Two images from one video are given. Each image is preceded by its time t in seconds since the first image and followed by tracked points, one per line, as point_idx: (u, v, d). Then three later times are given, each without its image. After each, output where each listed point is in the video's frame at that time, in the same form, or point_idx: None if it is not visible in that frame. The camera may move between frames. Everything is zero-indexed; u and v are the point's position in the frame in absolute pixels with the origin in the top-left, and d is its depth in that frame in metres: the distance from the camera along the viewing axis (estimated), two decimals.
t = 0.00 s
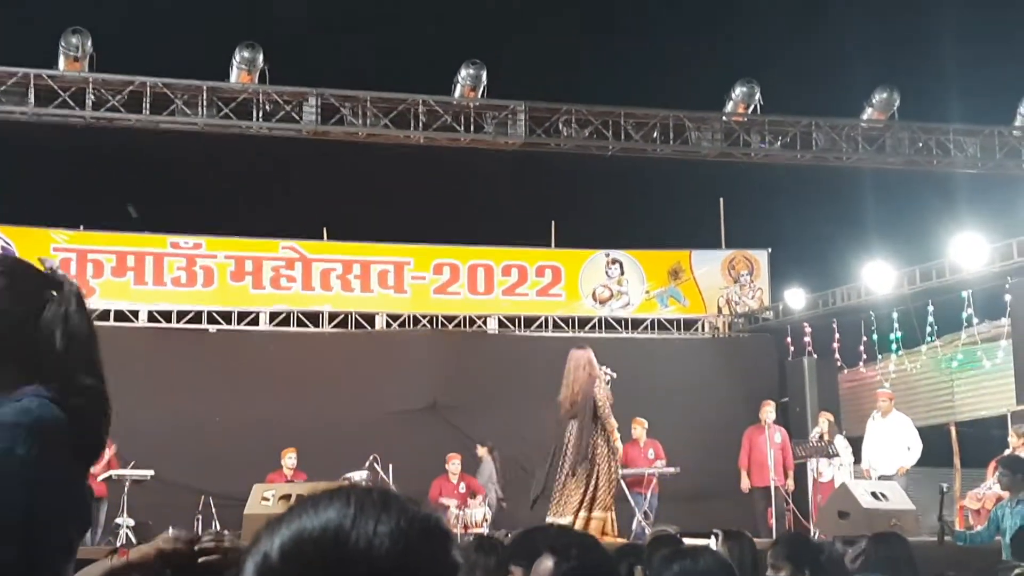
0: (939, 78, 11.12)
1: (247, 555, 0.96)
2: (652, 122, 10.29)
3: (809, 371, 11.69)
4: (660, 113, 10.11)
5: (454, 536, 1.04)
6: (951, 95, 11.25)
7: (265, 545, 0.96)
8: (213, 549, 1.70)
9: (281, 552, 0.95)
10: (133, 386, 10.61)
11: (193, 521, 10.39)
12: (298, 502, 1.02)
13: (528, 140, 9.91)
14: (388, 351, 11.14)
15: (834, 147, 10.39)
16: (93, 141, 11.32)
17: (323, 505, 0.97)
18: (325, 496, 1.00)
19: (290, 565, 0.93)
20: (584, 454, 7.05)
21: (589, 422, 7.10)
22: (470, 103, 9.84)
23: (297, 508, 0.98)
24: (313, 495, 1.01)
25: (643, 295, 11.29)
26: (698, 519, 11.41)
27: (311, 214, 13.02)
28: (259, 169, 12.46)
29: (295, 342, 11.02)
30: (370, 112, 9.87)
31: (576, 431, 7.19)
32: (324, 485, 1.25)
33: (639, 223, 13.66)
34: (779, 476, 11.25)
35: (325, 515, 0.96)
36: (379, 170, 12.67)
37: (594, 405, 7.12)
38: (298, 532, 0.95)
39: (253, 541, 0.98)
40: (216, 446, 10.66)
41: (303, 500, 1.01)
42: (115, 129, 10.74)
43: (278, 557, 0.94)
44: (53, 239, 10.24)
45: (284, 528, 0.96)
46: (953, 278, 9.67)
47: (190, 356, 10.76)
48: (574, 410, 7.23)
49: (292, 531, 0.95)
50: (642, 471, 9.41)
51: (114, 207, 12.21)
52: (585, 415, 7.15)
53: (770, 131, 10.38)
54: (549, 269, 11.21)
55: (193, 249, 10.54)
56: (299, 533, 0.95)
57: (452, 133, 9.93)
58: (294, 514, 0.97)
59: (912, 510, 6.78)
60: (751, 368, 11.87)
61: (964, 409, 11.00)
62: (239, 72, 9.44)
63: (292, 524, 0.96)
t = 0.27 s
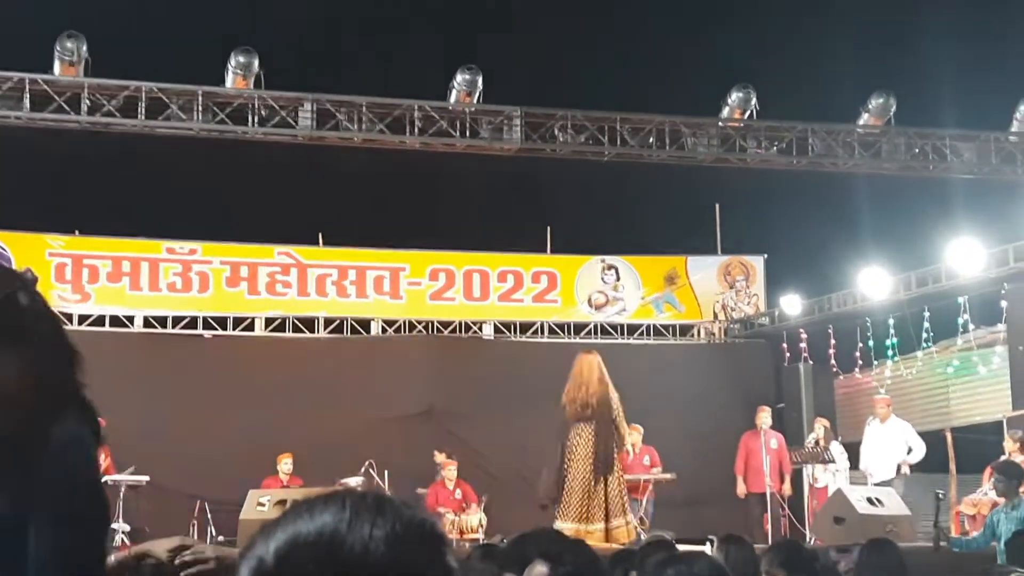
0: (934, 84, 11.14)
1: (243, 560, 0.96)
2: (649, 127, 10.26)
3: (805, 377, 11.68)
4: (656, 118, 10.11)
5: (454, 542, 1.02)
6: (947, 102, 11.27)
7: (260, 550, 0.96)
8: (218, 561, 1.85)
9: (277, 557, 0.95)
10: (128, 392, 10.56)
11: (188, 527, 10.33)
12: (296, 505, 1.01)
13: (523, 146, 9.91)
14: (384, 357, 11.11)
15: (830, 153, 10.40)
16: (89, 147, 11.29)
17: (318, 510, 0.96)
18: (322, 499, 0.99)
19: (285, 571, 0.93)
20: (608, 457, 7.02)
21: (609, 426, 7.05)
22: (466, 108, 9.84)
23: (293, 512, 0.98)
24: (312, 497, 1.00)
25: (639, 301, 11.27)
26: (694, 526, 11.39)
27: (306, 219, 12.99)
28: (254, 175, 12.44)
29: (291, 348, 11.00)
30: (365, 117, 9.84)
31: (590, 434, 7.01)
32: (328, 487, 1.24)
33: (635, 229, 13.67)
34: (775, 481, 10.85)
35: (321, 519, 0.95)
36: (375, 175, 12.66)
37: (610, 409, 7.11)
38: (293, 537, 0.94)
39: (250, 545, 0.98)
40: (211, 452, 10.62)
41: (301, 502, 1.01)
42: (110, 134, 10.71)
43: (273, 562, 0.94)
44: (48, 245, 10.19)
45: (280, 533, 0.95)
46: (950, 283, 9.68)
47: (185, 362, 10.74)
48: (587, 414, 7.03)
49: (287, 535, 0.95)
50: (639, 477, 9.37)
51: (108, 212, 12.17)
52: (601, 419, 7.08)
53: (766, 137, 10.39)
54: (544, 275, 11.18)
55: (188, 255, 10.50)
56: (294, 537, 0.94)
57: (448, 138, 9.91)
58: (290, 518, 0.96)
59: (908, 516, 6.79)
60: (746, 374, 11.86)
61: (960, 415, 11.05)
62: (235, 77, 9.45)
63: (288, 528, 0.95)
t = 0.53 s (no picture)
0: (933, 85, 11.13)
1: (241, 559, 0.96)
2: (647, 128, 10.26)
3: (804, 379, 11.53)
4: (654, 118, 10.11)
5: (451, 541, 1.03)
6: (945, 104, 11.27)
7: (258, 551, 0.96)
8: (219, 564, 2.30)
9: (275, 557, 0.95)
10: (126, 392, 10.55)
11: (187, 527, 10.32)
12: (294, 503, 1.01)
13: (522, 146, 9.90)
14: (382, 357, 11.10)
15: (828, 154, 10.38)
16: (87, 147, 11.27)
17: (316, 510, 0.96)
18: (319, 499, 0.99)
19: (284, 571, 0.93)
20: (621, 466, 6.26)
21: (621, 431, 6.30)
22: (465, 109, 9.84)
23: (290, 512, 0.98)
24: (309, 497, 1.00)
25: (638, 301, 11.27)
26: (692, 526, 11.39)
27: (305, 219, 12.99)
28: (253, 175, 12.44)
29: (290, 348, 10.99)
30: (364, 117, 9.82)
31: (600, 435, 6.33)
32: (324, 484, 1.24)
33: (633, 229, 13.67)
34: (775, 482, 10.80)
35: (318, 520, 0.95)
36: (374, 175, 12.65)
37: (623, 412, 6.35)
38: (291, 538, 0.94)
39: (247, 544, 0.98)
40: (210, 452, 10.61)
41: (299, 501, 1.00)
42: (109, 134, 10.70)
43: (271, 563, 0.94)
44: (47, 244, 10.18)
45: (278, 534, 0.95)
46: (948, 284, 9.69)
47: (183, 362, 10.72)
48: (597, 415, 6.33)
49: (285, 537, 0.95)
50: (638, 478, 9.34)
51: (107, 212, 12.15)
52: (614, 424, 6.33)
53: (765, 138, 10.37)
54: (543, 275, 11.17)
55: (187, 254, 10.47)
56: (293, 538, 0.94)
57: (447, 138, 9.90)
58: (288, 519, 0.96)
59: (905, 516, 6.80)
60: (745, 375, 11.86)
61: (958, 415, 11.06)
62: (234, 77, 9.46)
63: (286, 529, 0.95)
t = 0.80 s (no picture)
0: (933, 85, 11.14)
1: (242, 561, 0.97)
2: (648, 128, 10.26)
3: (804, 377, 11.61)
4: (655, 119, 10.11)
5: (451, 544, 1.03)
6: (946, 104, 11.28)
7: (258, 552, 0.97)
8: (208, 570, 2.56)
9: (275, 560, 0.96)
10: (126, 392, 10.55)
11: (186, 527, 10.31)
12: (295, 505, 1.02)
13: (522, 146, 9.92)
14: (383, 357, 11.11)
15: (829, 154, 10.38)
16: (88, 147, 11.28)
17: (316, 512, 0.97)
18: (320, 502, 1.00)
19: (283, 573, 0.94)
20: (632, 462, 6.91)
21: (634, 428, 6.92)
22: (465, 109, 9.84)
23: (292, 514, 0.99)
24: (310, 499, 1.01)
25: (638, 301, 11.28)
26: (692, 526, 11.40)
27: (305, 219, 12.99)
28: (253, 175, 12.44)
29: (290, 348, 10.99)
30: (364, 117, 9.83)
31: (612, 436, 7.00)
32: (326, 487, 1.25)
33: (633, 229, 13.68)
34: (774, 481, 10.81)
35: (319, 522, 0.96)
36: (374, 175, 12.66)
37: (634, 410, 6.97)
38: (291, 540, 0.95)
39: (249, 546, 0.99)
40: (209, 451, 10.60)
41: (300, 503, 1.01)
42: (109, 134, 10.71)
43: (271, 565, 0.95)
44: (48, 244, 10.16)
45: (279, 536, 0.96)
46: (948, 284, 9.70)
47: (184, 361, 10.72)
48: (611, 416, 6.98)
49: (286, 539, 0.96)
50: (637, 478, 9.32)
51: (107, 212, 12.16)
52: (626, 422, 6.94)
53: (765, 138, 10.36)
54: (543, 275, 11.18)
55: (187, 254, 10.49)
56: (293, 540, 0.95)
57: (447, 138, 9.92)
58: (289, 521, 0.97)
59: (906, 516, 6.80)
60: (745, 375, 11.87)
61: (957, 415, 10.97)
62: (233, 77, 9.46)
63: (287, 531, 0.96)
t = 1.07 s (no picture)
0: (936, 84, 11.14)
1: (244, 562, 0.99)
2: (650, 127, 10.25)
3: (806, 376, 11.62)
4: (657, 117, 10.11)
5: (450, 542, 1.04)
6: (949, 103, 11.26)
7: (259, 553, 0.99)
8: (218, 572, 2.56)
9: (274, 560, 0.98)
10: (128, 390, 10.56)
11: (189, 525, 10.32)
12: (296, 506, 1.04)
13: (524, 145, 9.93)
14: (386, 355, 11.13)
15: (830, 153, 10.40)
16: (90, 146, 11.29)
17: (314, 513, 0.99)
18: (320, 502, 1.01)
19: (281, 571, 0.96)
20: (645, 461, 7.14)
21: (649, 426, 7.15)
22: (468, 107, 9.84)
23: (292, 515, 1.00)
24: (310, 499, 1.02)
25: (640, 299, 11.29)
26: (693, 525, 11.41)
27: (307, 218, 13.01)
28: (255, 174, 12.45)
29: (293, 346, 10.98)
30: (366, 116, 9.85)
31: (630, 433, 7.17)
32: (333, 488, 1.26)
33: (635, 227, 13.69)
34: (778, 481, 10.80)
35: (317, 522, 0.97)
36: (376, 174, 12.67)
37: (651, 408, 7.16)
38: (289, 540, 0.97)
39: (250, 547, 1.01)
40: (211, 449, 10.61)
41: (300, 504, 1.03)
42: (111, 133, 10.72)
43: (270, 564, 0.97)
44: (49, 242, 10.17)
45: (278, 536, 0.98)
46: (949, 283, 9.71)
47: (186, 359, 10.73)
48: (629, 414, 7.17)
49: (285, 539, 0.98)
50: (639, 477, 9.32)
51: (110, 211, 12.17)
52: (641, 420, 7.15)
53: (767, 136, 10.36)
54: (546, 273, 11.19)
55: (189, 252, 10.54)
56: (292, 539, 0.97)
57: (449, 137, 9.93)
58: (289, 522, 0.99)
59: (908, 515, 6.79)
60: (747, 374, 11.87)
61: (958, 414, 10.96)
62: (235, 75, 9.47)
63: (286, 531, 0.98)
